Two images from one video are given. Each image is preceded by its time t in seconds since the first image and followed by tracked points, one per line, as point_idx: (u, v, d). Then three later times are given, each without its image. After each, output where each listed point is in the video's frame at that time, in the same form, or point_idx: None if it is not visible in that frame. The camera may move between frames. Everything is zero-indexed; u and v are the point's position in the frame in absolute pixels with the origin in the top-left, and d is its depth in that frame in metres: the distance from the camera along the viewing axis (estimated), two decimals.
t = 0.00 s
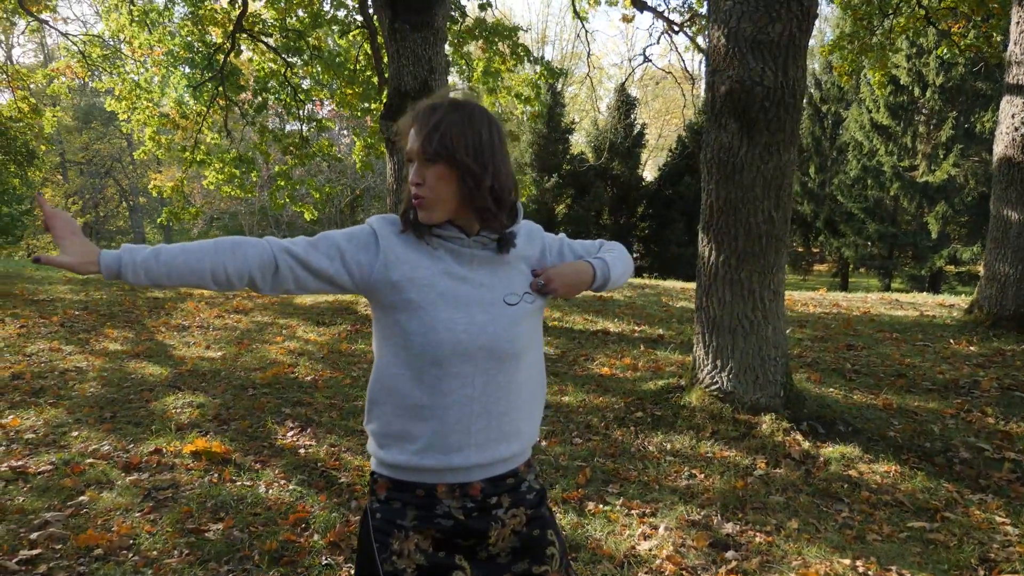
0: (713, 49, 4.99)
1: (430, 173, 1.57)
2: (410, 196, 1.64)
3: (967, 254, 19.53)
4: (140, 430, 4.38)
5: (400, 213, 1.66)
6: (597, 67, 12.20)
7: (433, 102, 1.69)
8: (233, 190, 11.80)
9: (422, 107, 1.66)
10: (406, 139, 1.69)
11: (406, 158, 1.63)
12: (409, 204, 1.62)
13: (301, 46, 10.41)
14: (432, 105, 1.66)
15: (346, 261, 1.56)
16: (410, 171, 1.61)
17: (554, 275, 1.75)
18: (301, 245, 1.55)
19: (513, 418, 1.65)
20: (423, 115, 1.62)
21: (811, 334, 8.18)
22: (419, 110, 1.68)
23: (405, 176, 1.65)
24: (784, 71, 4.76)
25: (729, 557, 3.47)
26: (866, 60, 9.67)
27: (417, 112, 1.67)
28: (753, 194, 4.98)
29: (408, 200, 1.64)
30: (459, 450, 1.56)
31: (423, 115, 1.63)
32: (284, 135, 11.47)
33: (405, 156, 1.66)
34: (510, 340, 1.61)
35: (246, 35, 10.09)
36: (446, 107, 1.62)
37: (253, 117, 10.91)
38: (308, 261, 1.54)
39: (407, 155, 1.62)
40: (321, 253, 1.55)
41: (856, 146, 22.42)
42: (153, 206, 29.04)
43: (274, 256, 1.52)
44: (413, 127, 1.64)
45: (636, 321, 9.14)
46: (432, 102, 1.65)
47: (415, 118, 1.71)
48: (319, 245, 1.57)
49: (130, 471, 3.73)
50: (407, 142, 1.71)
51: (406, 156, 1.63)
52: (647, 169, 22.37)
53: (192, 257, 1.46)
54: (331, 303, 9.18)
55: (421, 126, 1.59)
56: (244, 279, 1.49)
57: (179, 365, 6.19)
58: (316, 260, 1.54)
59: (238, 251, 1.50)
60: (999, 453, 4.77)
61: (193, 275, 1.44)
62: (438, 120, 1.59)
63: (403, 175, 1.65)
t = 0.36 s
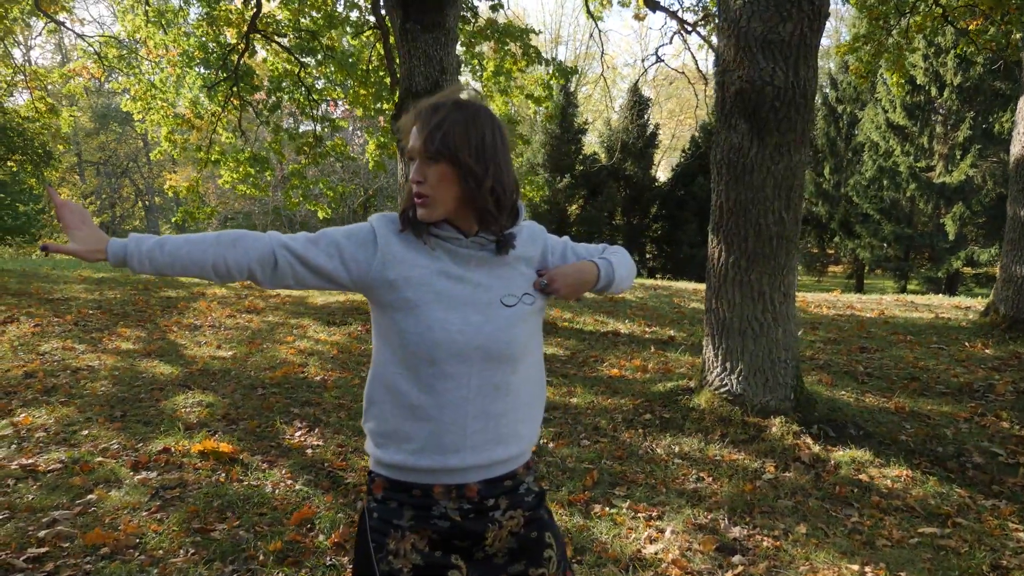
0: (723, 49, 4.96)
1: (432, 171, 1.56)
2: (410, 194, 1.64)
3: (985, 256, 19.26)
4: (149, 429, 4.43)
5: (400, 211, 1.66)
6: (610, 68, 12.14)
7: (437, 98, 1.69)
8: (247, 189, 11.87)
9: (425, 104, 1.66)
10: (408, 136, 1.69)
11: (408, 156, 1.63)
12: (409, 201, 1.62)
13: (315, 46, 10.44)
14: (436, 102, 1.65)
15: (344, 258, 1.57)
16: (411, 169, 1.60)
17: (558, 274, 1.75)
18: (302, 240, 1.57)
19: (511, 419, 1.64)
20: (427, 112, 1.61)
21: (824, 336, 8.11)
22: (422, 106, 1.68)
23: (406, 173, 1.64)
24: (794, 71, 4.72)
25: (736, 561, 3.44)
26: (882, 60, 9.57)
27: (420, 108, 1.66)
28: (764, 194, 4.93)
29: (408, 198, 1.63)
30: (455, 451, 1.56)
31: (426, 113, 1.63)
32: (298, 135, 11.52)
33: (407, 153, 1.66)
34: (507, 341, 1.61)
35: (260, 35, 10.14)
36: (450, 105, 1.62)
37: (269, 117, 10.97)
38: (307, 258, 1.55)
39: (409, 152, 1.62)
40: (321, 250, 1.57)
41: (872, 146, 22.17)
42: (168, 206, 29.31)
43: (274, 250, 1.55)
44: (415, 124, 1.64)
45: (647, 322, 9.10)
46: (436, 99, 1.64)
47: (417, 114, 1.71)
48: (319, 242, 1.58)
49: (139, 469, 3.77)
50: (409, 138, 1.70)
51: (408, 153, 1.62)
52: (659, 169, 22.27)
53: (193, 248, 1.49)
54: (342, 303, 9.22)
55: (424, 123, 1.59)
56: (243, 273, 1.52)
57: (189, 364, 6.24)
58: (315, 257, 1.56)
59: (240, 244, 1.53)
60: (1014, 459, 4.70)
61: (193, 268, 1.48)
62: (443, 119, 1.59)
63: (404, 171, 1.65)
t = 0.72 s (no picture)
0: (728, 50, 4.95)
1: (430, 169, 1.58)
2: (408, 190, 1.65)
3: (999, 257, 19.06)
4: (156, 428, 4.47)
5: (396, 210, 1.67)
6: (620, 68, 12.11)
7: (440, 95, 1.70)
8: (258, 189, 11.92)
9: (427, 101, 1.67)
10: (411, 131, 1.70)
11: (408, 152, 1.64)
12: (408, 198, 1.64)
13: (326, 47, 10.46)
14: (437, 100, 1.66)
15: (338, 258, 1.59)
16: (411, 165, 1.62)
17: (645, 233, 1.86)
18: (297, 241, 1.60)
19: (503, 420, 1.65)
20: (427, 109, 1.62)
21: (833, 338, 8.06)
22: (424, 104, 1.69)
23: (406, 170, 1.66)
24: (801, 72, 4.70)
25: (739, 564, 3.43)
26: (893, 61, 9.49)
27: (422, 105, 1.67)
28: (769, 196, 4.92)
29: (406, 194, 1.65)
30: (446, 451, 1.57)
31: (427, 110, 1.64)
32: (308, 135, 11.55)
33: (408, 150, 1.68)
34: (499, 341, 1.61)
35: (270, 36, 10.20)
36: (451, 103, 1.63)
37: (279, 117, 11.02)
38: (301, 260, 1.58)
39: (408, 149, 1.63)
40: (316, 250, 1.59)
41: (883, 146, 21.99)
42: (180, 206, 29.53)
43: (269, 251, 1.57)
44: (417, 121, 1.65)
45: (655, 323, 9.08)
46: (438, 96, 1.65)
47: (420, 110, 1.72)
48: (315, 243, 1.60)
49: (145, 468, 3.80)
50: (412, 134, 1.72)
51: (407, 150, 1.63)
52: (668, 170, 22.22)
53: (193, 247, 1.54)
54: (350, 304, 9.26)
55: (425, 120, 1.60)
56: (240, 274, 1.55)
57: (197, 364, 6.29)
58: (310, 257, 1.58)
59: (237, 245, 1.56)
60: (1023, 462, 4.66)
61: (192, 265, 1.52)
62: (444, 116, 1.60)
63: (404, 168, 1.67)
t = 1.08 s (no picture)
0: (734, 51, 4.95)
1: (459, 168, 1.69)
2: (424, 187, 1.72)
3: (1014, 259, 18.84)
4: (166, 425, 4.54)
5: (395, 216, 1.73)
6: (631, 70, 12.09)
7: (452, 102, 1.81)
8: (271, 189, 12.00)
9: (443, 106, 1.77)
10: (423, 133, 1.78)
11: (429, 151, 1.72)
12: (425, 194, 1.70)
13: (338, 47, 10.52)
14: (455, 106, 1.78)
15: (333, 272, 1.65)
16: (435, 162, 1.70)
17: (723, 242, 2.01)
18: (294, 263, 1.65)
19: (498, 424, 1.68)
20: (452, 112, 1.73)
21: (842, 340, 8.03)
22: (438, 108, 1.79)
23: (423, 167, 1.73)
24: (807, 74, 4.70)
25: (741, 564, 3.44)
26: (905, 62, 9.43)
27: (438, 109, 1.77)
28: (776, 197, 4.92)
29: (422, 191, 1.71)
30: (442, 456, 1.61)
31: (450, 115, 1.75)
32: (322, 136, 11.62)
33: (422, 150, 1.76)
34: (493, 348, 1.64)
35: (283, 37, 10.26)
36: (472, 110, 1.76)
37: (293, 117, 11.10)
38: (299, 278, 1.64)
39: (431, 148, 1.72)
40: (311, 267, 1.65)
41: (897, 146, 21.79)
42: (195, 206, 29.80)
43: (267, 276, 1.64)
44: (436, 122, 1.74)
45: (664, 324, 9.08)
46: (458, 103, 1.77)
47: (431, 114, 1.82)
48: (309, 260, 1.66)
49: (155, 465, 3.87)
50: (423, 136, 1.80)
51: (430, 150, 1.72)
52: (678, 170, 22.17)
53: (194, 277, 1.61)
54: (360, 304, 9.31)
55: (455, 124, 1.72)
56: (242, 299, 1.62)
57: (208, 363, 6.37)
58: (307, 275, 1.64)
59: (234, 272, 1.63)
60: None
61: (195, 293, 1.59)
62: (471, 122, 1.73)
63: (420, 166, 1.73)
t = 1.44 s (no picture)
0: (738, 52, 4.96)
1: (469, 174, 1.77)
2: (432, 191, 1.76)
3: None
4: (175, 423, 4.62)
5: (393, 220, 1.76)
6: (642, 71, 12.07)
7: (447, 102, 1.85)
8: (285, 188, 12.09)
9: (443, 108, 1.80)
10: (423, 134, 1.80)
11: (436, 155, 1.76)
12: (434, 198, 1.75)
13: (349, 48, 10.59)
14: (454, 109, 1.82)
15: (330, 279, 1.71)
16: (445, 168, 1.75)
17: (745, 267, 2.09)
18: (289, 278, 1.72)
19: (490, 422, 1.71)
20: (457, 117, 1.77)
21: (850, 341, 8.02)
22: (437, 109, 1.82)
23: (430, 170, 1.76)
24: (811, 75, 4.71)
25: (740, 563, 3.46)
26: (918, 62, 9.35)
27: (438, 111, 1.80)
28: (780, 198, 4.93)
29: (431, 194, 1.75)
30: (435, 453, 1.64)
31: (453, 118, 1.78)
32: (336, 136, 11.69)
33: (425, 152, 1.78)
34: (485, 347, 1.68)
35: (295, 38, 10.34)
36: (473, 113, 1.82)
37: (306, 117, 11.17)
38: (298, 291, 1.70)
39: (440, 152, 1.75)
40: (307, 278, 1.71)
41: (910, 147, 21.61)
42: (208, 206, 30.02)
43: (265, 292, 1.70)
44: (440, 125, 1.78)
45: (672, 325, 9.08)
46: (457, 106, 1.81)
47: (426, 114, 1.84)
48: (304, 271, 1.72)
49: (164, 462, 3.95)
50: (422, 137, 1.82)
51: (438, 154, 1.76)
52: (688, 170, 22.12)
53: (192, 299, 1.65)
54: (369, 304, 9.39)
55: (459, 130, 1.76)
56: (244, 318, 1.68)
57: (217, 362, 6.45)
58: (304, 287, 1.71)
59: (232, 291, 1.68)
60: None
61: (195, 315, 1.63)
62: (476, 125, 1.80)
63: (426, 169, 1.76)
